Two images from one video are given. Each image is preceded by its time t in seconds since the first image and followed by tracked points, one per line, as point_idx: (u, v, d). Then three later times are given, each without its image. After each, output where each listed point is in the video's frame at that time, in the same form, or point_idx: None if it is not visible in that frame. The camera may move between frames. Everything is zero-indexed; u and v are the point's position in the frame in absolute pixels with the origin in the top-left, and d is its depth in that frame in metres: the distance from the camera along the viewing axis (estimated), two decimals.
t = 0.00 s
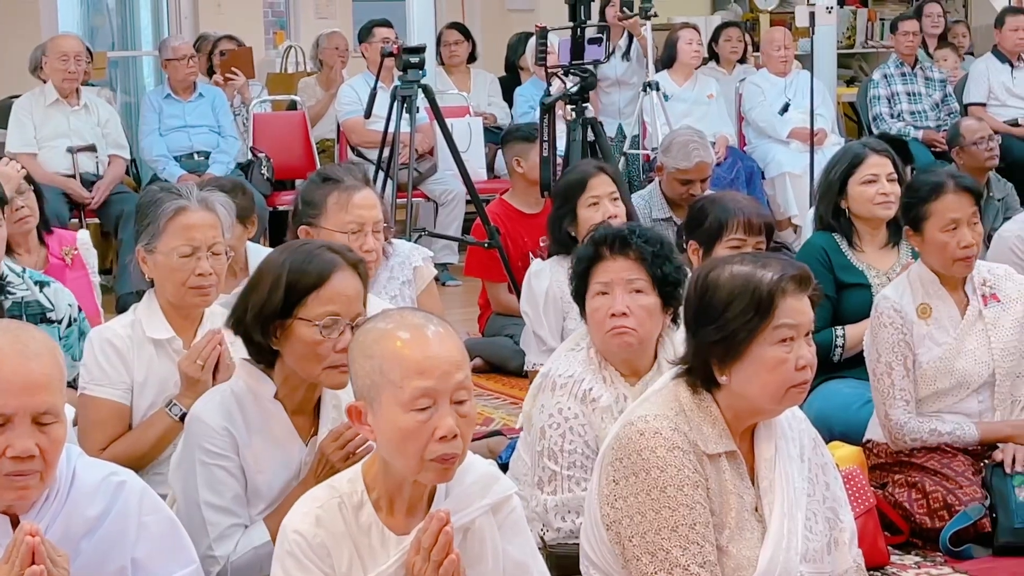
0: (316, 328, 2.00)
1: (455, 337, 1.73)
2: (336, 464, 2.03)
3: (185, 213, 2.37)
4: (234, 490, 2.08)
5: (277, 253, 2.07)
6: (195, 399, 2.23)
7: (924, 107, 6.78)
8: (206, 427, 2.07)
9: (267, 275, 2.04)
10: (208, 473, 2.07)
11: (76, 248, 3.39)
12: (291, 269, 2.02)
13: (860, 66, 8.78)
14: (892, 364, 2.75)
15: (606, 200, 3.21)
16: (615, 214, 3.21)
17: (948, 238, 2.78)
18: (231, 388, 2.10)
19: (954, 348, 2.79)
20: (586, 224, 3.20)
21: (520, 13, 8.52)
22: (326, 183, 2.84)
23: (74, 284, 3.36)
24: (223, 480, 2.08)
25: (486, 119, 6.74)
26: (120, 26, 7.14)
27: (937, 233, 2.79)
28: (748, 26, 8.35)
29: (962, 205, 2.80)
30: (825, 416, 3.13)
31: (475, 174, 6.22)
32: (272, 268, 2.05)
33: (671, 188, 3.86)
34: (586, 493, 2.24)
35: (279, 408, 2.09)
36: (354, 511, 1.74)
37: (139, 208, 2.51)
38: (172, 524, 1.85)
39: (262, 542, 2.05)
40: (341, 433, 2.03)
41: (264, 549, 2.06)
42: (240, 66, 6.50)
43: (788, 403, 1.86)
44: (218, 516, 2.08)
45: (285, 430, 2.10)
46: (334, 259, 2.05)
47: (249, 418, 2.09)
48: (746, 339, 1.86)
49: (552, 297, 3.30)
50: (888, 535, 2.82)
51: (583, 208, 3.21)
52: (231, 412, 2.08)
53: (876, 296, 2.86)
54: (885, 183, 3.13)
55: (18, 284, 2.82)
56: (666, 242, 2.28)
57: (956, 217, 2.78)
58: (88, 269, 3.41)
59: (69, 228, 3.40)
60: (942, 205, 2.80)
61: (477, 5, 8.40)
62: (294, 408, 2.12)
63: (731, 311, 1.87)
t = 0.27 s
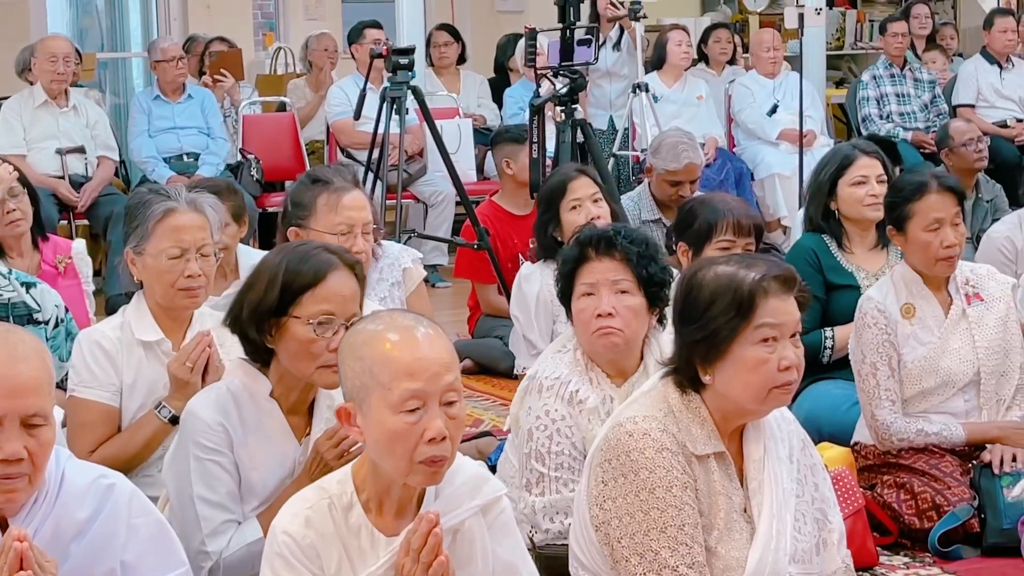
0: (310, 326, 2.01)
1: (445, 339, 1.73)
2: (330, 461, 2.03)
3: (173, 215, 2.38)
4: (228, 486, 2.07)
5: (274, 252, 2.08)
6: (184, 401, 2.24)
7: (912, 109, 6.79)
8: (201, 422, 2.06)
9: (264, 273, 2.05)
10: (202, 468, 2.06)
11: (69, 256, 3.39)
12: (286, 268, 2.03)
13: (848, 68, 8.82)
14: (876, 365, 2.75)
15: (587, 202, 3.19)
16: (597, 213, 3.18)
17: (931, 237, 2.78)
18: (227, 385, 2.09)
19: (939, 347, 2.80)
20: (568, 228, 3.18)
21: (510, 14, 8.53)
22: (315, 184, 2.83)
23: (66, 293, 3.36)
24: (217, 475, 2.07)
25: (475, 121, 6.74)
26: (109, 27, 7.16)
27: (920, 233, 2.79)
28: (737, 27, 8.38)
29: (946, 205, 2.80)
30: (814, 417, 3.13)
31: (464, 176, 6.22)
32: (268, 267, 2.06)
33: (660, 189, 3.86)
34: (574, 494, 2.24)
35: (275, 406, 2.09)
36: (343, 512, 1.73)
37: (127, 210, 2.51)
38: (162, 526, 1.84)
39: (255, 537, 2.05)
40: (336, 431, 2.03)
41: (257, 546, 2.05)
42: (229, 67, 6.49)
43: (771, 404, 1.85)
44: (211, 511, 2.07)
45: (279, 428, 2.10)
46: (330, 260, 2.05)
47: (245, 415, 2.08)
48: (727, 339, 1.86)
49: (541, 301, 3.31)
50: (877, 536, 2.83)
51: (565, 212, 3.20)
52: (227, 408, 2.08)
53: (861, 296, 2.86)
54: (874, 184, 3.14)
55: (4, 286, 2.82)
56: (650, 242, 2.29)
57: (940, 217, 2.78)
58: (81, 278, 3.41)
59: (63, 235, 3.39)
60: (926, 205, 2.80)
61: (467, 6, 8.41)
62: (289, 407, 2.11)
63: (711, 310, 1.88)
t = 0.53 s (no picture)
0: (308, 323, 2.00)
1: (436, 340, 1.73)
2: (326, 455, 2.02)
3: (162, 215, 2.37)
4: (225, 480, 2.06)
5: (276, 251, 2.08)
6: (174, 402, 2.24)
7: (902, 109, 6.79)
8: (199, 416, 2.06)
9: (264, 270, 2.06)
10: (199, 460, 2.06)
11: (64, 259, 3.36)
12: (285, 267, 2.04)
13: (838, 69, 8.81)
14: (866, 364, 2.76)
15: (575, 204, 3.19)
16: (587, 215, 3.18)
17: (920, 237, 2.78)
18: (226, 381, 2.09)
19: (929, 347, 2.80)
20: (558, 229, 3.18)
21: (501, 15, 8.47)
22: (305, 185, 2.83)
23: (58, 297, 3.35)
24: (213, 469, 2.06)
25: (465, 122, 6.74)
26: (99, 28, 7.14)
27: (909, 232, 2.79)
28: (728, 27, 8.37)
29: (935, 205, 2.80)
30: (805, 418, 3.13)
31: (455, 177, 6.22)
32: (268, 265, 2.06)
33: (650, 190, 3.86)
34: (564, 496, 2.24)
35: (271, 403, 2.09)
36: (332, 513, 1.72)
37: (116, 211, 2.51)
38: (152, 528, 1.82)
39: (251, 531, 2.03)
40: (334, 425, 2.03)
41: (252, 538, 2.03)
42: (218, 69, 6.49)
43: (755, 405, 1.85)
44: (208, 503, 2.06)
45: (275, 426, 2.09)
46: (330, 259, 2.05)
47: (242, 411, 2.08)
48: (709, 339, 1.87)
49: (532, 303, 3.32)
50: (867, 536, 2.82)
51: (554, 215, 3.20)
52: (224, 402, 2.07)
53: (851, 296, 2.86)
54: (864, 185, 3.14)
55: None
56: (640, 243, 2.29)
57: (929, 217, 2.79)
58: (75, 281, 3.40)
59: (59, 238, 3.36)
60: (916, 204, 2.80)
61: (456, 5, 8.38)
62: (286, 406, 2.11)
63: (694, 309, 1.88)
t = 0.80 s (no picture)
0: (308, 328, 2.00)
1: (426, 342, 1.73)
2: (321, 456, 2.00)
3: (152, 217, 2.37)
4: (219, 480, 2.06)
5: (279, 256, 2.08)
6: (164, 403, 2.24)
7: (891, 111, 6.80)
8: (194, 415, 2.05)
9: (269, 272, 2.05)
10: (194, 459, 2.05)
11: (55, 261, 3.36)
12: (289, 271, 2.03)
13: (828, 70, 8.80)
14: (857, 364, 2.76)
15: (567, 205, 3.19)
16: (578, 217, 3.18)
17: (913, 238, 2.78)
18: (223, 382, 2.08)
19: (919, 348, 2.80)
20: (549, 231, 3.18)
21: (491, 16, 8.48)
22: (294, 187, 2.83)
23: (48, 299, 3.34)
24: (208, 468, 2.05)
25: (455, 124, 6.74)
26: (88, 28, 7.16)
27: (902, 233, 2.80)
28: (717, 29, 8.37)
29: (927, 206, 2.81)
30: (795, 419, 3.13)
31: (444, 178, 6.22)
32: (272, 268, 2.06)
33: (640, 192, 3.87)
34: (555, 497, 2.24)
35: (267, 405, 2.08)
36: (322, 515, 1.72)
37: (105, 213, 2.50)
38: (143, 532, 1.81)
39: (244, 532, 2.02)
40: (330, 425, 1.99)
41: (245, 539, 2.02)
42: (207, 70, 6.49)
43: (731, 406, 1.85)
44: (203, 503, 2.06)
45: (269, 427, 2.08)
46: (334, 266, 2.05)
47: (238, 412, 2.07)
48: (684, 337, 1.88)
49: (523, 304, 3.32)
50: (857, 538, 2.82)
51: (545, 216, 3.20)
52: (221, 402, 2.07)
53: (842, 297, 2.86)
54: (854, 186, 3.15)
55: None
56: (631, 245, 2.30)
57: (921, 218, 2.79)
58: (66, 283, 3.40)
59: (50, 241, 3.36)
60: (909, 205, 2.81)
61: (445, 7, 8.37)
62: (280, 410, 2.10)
63: (672, 308, 1.90)
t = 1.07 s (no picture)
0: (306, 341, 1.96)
1: (416, 344, 1.72)
2: (310, 453, 1.99)
3: (142, 219, 2.37)
4: (207, 480, 2.06)
5: (288, 263, 2.03)
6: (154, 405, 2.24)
7: (881, 113, 6.81)
8: (182, 416, 2.06)
9: (277, 278, 2.00)
10: (182, 460, 2.06)
11: (44, 263, 3.35)
12: (299, 282, 1.98)
13: (818, 72, 8.82)
14: (847, 366, 2.76)
15: (559, 206, 3.19)
16: (569, 219, 3.18)
17: (905, 241, 2.79)
18: (213, 383, 2.08)
19: (910, 351, 2.80)
20: (540, 232, 3.18)
21: (482, 18, 8.45)
22: (284, 189, 2.83)
23: (37, 301, 3.33)
24: (196, 468, 2.06)
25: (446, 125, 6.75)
26: (78, 31, 7.01)
27: (894, 236, 2.80)
28: (708, 30, 8.39)
29: (920, 209, 2.82)
30: (785, 421, 3.14)
31: (436, 179, 6.23)
32: (281, 274, 2.01)
33: (631, 193, 3.87)
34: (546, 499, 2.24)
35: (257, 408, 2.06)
36: (312, 517, 1.71)
37: (96, 214, 2.50)
38: (134, 535, 1.79)
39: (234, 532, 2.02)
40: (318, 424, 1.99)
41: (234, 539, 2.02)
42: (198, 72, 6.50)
43: (706, 406, 1.85)
44: (191, 503, 2.06)
45: (259, 429, 2.07)
46: (344, 283, 2.00)
47: (227, 414, 2.06)
48: (665, 338, 1.89)
49: (514, 304, 3.33)
50: (847, 539, 2.83)
51: (537, 217, 3.19)
52: (210, 403, 2.07)
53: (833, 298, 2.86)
54: (844, 188, 3.16)
55: None
56: (622, 247, 2.30)
57: (914, 221, 2.80)
58: (55, 285, 3.39)
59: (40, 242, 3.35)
60: (901, 208, 2.82)
61: (436, 8, 8.39)
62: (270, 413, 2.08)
63: (653, 307, 1.92)
